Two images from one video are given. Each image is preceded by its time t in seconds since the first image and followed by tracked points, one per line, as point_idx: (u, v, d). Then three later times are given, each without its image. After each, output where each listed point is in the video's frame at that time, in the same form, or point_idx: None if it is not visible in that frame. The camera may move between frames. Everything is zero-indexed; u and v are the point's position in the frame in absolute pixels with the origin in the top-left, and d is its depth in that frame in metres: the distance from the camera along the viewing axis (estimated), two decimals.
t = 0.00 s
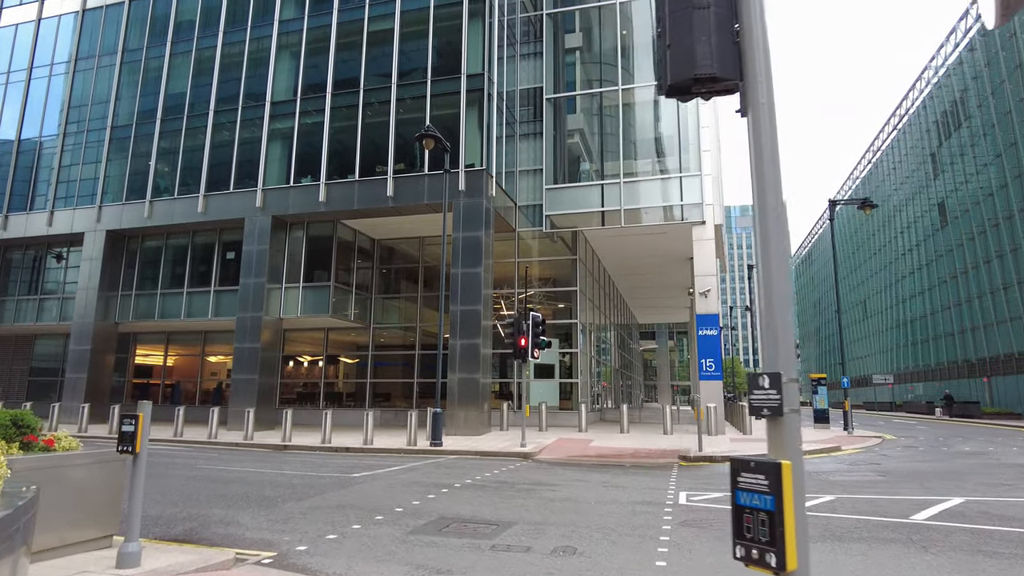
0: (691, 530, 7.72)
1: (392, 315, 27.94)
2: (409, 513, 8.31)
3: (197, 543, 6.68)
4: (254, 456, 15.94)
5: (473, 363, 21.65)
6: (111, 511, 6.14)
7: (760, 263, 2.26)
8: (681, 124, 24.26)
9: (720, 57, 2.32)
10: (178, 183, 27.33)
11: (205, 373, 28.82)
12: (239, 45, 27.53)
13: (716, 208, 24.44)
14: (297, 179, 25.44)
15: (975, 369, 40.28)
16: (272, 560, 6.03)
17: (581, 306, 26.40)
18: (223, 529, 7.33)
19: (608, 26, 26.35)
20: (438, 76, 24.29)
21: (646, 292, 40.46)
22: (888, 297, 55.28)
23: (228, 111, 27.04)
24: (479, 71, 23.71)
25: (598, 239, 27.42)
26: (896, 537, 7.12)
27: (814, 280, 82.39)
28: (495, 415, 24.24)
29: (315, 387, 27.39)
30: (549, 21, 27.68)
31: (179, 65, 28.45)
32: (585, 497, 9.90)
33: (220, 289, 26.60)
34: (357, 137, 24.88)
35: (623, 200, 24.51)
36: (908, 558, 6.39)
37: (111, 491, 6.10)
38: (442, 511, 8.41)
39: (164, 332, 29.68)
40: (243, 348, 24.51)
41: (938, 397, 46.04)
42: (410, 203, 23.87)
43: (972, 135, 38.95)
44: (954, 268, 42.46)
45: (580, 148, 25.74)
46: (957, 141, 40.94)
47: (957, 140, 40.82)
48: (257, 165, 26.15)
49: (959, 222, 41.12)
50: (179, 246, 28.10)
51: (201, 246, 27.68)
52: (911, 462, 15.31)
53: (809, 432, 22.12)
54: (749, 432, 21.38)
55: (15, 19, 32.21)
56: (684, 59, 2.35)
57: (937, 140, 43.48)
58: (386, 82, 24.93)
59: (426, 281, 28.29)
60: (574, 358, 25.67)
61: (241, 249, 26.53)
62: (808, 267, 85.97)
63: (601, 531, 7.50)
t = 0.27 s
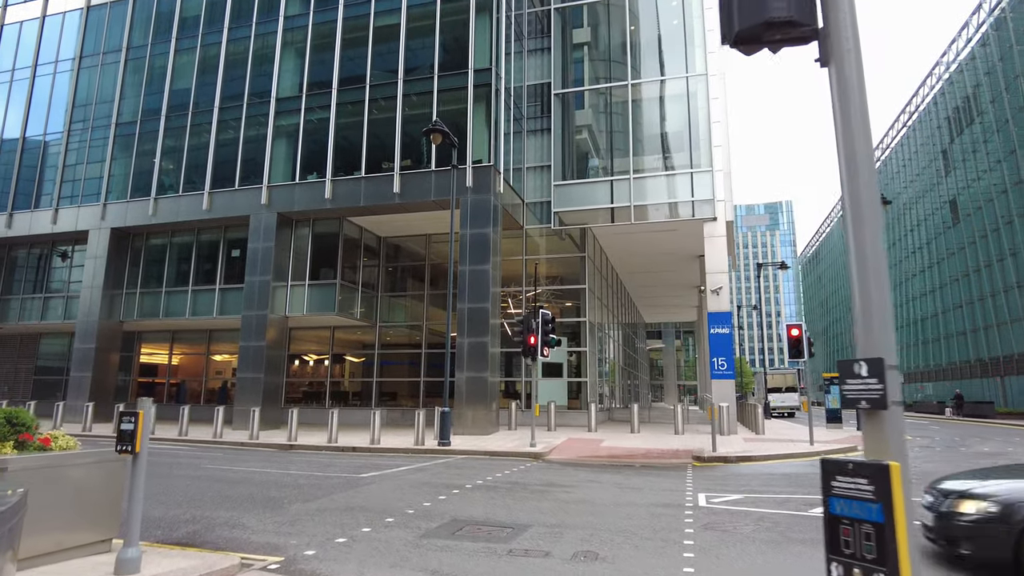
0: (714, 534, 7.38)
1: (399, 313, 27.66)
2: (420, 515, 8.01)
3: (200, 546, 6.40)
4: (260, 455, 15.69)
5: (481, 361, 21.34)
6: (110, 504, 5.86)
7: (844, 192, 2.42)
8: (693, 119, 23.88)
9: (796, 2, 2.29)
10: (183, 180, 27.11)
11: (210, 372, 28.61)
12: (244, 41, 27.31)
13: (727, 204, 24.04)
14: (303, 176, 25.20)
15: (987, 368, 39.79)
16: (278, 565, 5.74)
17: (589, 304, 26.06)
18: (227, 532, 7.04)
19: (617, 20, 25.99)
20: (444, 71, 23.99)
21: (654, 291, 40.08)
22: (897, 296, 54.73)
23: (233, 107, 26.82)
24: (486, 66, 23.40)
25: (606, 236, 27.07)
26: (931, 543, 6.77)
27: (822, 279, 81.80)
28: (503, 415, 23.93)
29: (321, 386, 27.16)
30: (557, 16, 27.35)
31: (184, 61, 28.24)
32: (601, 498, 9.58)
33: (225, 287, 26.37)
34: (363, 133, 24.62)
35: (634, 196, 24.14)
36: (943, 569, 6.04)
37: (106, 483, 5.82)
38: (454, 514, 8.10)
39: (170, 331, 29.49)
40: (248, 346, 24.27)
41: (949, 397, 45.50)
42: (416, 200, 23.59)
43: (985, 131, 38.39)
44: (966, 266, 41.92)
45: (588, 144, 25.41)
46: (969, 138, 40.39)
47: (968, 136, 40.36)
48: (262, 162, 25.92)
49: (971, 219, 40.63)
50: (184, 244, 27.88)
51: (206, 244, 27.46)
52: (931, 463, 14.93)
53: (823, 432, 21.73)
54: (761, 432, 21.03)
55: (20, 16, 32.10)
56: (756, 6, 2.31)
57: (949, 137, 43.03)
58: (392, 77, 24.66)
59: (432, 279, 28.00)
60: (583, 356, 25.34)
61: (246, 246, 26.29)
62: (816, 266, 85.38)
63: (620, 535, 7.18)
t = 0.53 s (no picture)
0: (735, 542, 7.07)
1: (404, 314, 27.39)
2: (428, 523, 7.70)
3: (199, 557, 6.11)
4: (264, 458, 15.44)
5: (487, 362, 21.05)
6: (101, 514, 5.59)
7: (937, 104, 2.55)
8: (702, 116, 23.56)
9: None
10: (187, 180, 26.91)
11: (214, 373, 28.40)
12: (248, 39, 27.10)
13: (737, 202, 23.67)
14: (308, 175, 24.95)
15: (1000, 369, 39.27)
16: None
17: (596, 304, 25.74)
18: (229, 541, 6.75)
19: (624, 17, 25.67)
20: (450, 69, 23.70)
21: (661, 290, 39.72)
22: (906, 295, 54.20)
23: (237, 106, 26.60)
24: (493, 63, 23.08)
25: (613, 235, 26.76)
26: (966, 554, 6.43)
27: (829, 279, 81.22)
28: (509, 416, 23.64)
29: (326, 387, 26.95)
30: (563, 13, 27.05)
31: (188, 60, 28.05)
32: (615, 504, 9.26)
33: (230, 287, 26.14)
34: (368, 132, 24.37)
35: (643, 194, 23.81)
36: None
37: (96, 493, 5.54)
38: (464, 522, 7.79)
39: (174, 332, 29.32)
40: (253, 347, 24.02)
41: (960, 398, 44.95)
42: (422, 199, 23.31)
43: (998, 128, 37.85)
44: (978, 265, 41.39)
45: (596, 142, 25.12)
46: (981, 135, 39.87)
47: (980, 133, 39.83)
48: (266, 161, 25.68)
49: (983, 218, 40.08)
50: (188, 244, 27.67)
51: (211, 244, 27.25)
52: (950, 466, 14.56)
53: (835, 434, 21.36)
54: (773, 434, 20.69)
55: (24, 16, 31.97)
56: None
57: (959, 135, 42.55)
58: (397, 75, 24.40)
59: (438, 280, 27.72)
60: (591, 357, 25.03)
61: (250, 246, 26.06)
62: (823, 265, 84.78)
63: (638, 545, 6.86)
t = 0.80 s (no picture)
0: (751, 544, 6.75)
1: (404, 312, 27.08)
2: (429, 524, 7.39)
3: (190, 562, 5.79)
4: (261, 458, 15.12)
5: (489, 360, 20.74)
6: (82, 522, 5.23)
7: None
8: (706, 111, 23.24)
9: None
10: (183, 177, 26.58)
11: (212, 372, 28.09)
12: (245, 34, 26.79)
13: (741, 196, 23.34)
14: (306, 172, 24.63)
15: (1003, 367, 38.94)
16: None
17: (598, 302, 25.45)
18: (221, 545, 6.42)
19: (625, 10, 25.36)
20: (450, 63, 23.38)
21: (663, 288, 39.41)
22: (908, 293, 53.86)
23: (234, 102, 26.29)
24: (493, 57, 22.75)
25: (615, 232, 26.46)
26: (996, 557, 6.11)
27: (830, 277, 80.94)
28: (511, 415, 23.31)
29: (324, 386, 26.65)
30: (564, 7, 26.75)
31: (184, 55, 27.73)
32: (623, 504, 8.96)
33: (227, 286, 25.82)
34: (367, 127, 24.07)
35: (645, 190, 23.48)
36: None
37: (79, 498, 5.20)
38: (467, 524, 7.46)
39: (171, 331, 29.00)
40: (250, 346, 23.68)
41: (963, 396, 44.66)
42: (422, 195, 22.97)
43: (1002, 124, 37.56)
44: (981, 262, 41.13)
45: (597, 137, 24.81)
46: (984, 132, 39.58)
47: (983, 130, 39.53)
48: (264, 158, 25.36)
49: (987, 215, 39.78)
50: (185, 242, 27.34)
51: (208, 242, 26.92)
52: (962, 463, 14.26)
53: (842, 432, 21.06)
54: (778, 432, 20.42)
55: (19, 12, 31.64)
56: None
57: (962, 131, 42.22)
58: (396, 70, 24.08)
59: (438, 278, 27.39)
60: (593, 355, 24.73)
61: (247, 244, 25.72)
62: (823, 263, 84.50)
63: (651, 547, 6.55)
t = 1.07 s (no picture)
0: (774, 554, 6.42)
1: (403, 312, 26.73)
2: (434, 534, 7.06)
3: None
4: (258, 461, 14.78)
5: (490, 361, 20.42)
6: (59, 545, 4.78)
7: None
8: (710, 107, 22.94)
9: None
10: (179, 175, 26.20)
11: (209, 373, 27.72)
12: (242, 29, 26.42)
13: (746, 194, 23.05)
14: (304, 169, 24.27)
15: (1006, 367, 38.64)
16: None
17: (600, 301, 25.13)
18: (215, 557, 6.08)
19: (627, 7, 25.06)
20: (450, 59, 23.04)
21: (664, 287, 39.15)
22: (909, 292, 53.59)
23: (231, 99, 25.93)
24: (494, 53, 22.41)
25: (617, 230, 26.16)
26: None
27: (830, 277, 80.75)
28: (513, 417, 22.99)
29: (323, 387, 26.32)
30: (565, 4, 26.44)
31: (180, 51, 27.36)
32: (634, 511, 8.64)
33: (224, 285, 25.45)
34: (366, 124, 23.72)
35: (648, 188, 23.15)
36: None
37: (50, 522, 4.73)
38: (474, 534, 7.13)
39: (167, 331, 28.63)
40: (247, 346, 23.31)
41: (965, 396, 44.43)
42: (422, 193, 22.64)
43: (1005, 122, 37.28)
44: (984, 261, 40.83)
45: (599, 135, 24.49)
46: (987, 130, 39.31)
47: (986, 128, 39.26)
48: (261, 155, 25.00)
49: (990, 213, 39.49)
50: (182, 241, 26.97)
51: (204, 241, 26.55)
52: (974, 466, 13.97)
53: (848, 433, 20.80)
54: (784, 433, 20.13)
55: (13, 8, 31.24)
56: None
57: (965, 129, 41.93)
58: (396, 66, 23.74)
59: (438, 277, 27.06)
60: (596, 355, 24.42)
61: (245, 243, 25.36)
62: (823, 263, 84.33)
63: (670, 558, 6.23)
